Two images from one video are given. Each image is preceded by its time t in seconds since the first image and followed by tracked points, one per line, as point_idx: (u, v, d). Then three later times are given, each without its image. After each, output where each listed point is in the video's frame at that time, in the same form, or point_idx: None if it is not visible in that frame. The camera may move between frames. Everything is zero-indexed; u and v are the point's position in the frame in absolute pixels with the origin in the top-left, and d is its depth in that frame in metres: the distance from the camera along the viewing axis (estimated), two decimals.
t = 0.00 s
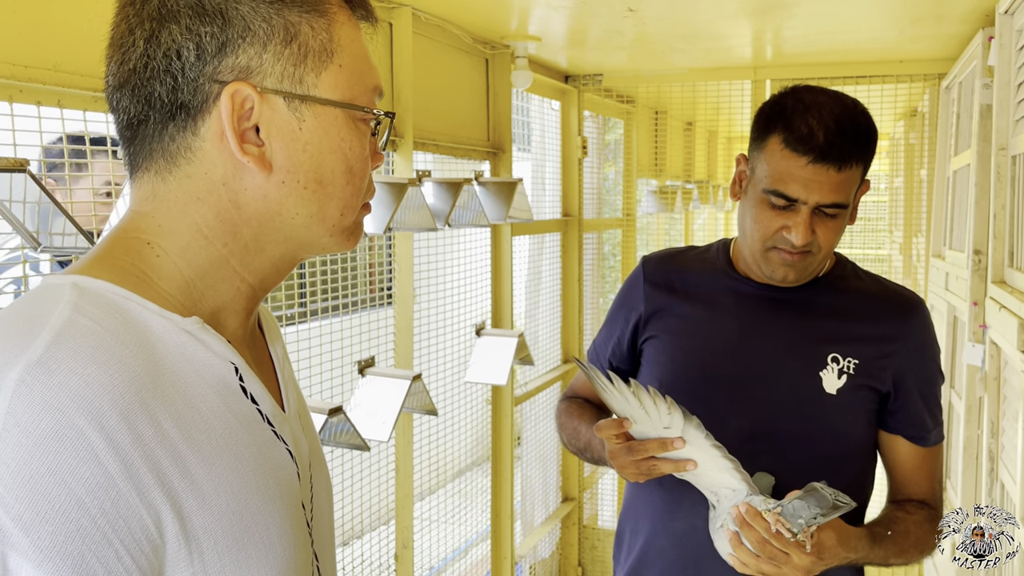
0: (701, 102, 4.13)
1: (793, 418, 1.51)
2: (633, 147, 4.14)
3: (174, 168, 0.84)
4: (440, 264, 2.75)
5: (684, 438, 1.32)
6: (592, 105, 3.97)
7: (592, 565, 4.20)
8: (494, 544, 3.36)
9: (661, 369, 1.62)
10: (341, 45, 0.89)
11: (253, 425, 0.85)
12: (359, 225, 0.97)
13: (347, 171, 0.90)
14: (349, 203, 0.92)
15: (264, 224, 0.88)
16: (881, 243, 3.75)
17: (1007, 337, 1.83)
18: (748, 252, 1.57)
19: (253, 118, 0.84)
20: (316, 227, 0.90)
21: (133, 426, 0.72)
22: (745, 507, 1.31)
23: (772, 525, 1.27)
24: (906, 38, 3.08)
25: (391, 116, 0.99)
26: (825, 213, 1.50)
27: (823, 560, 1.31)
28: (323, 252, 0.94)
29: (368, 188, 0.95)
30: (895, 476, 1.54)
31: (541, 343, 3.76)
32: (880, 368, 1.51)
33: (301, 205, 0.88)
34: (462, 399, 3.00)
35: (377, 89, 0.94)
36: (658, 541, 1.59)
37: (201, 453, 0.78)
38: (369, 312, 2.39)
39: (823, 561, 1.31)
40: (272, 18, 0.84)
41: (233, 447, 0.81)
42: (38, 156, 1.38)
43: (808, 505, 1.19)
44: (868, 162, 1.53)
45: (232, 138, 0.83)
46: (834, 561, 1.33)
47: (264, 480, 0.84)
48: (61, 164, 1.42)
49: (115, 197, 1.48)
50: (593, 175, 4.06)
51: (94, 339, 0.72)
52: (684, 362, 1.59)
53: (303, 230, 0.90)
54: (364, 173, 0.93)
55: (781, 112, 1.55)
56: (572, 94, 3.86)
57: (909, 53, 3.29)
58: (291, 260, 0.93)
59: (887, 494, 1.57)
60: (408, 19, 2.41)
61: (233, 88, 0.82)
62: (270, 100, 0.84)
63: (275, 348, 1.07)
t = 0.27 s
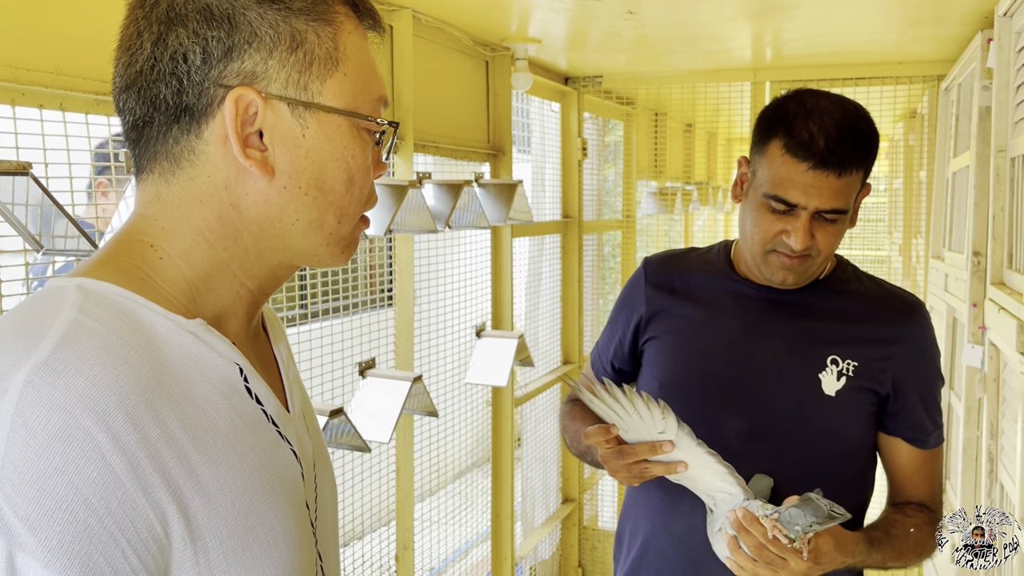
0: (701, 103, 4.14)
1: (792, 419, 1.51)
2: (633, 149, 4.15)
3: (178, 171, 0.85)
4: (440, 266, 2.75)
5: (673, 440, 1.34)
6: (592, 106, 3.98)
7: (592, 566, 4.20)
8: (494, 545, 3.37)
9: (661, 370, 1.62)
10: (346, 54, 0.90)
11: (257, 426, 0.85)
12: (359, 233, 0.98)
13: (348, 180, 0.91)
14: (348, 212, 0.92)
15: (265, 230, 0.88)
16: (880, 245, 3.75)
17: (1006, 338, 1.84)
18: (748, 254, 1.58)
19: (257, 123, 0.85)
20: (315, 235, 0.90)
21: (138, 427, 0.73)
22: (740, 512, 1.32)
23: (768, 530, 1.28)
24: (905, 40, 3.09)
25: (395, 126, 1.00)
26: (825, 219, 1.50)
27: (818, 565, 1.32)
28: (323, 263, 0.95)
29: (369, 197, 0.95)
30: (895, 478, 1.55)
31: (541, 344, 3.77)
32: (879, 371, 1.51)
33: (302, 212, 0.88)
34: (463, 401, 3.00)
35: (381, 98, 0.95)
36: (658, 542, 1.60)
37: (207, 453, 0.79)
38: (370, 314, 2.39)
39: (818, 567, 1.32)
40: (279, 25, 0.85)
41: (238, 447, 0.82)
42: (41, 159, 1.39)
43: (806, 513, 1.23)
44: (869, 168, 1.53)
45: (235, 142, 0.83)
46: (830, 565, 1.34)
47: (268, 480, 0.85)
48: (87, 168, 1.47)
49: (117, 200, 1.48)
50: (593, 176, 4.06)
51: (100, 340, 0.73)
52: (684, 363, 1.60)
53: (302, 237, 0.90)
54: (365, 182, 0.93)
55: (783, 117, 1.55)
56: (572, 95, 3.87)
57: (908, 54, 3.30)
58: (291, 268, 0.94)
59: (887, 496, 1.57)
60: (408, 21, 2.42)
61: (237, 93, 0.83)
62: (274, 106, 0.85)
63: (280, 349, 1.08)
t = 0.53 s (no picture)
0: (700, 104, 4.14)
1: (793, 419, 1.51)
2: (633, 149, 4.15)
3: (183, 170, 0.85)
4: (440, 266, 2.75)
5: (663, 446, 1.34)
6: (592, 107, 3.98)
7: (592, 566, 4.20)
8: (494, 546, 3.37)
9: (661, 370, 1.62)
10: (352, 54, 0.90)
11: (261, 426, 0.86)
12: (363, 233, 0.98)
13: (353, 180, 0.91)
14: (354, 211, 0.93)
15: (270, 230, 0.89)
16: (880, 245, 3.76)
17: (1006, 338, 1.84)
18: (747, 253, 1.58)
19: (262, 123, 0.85)
20: (320, 235, 0.91)
21: (143, 427, 0.74)
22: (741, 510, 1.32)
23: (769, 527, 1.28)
24: (905, 40, 3.09)
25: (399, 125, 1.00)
26: (822, 218, 1.50)
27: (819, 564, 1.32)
28: (327, 262, 0.95)
29: (373, 197, 0.96)
30: (895, 478, 1.55)
31: (541, 344, 3.77)
32: (879, 371, 1.52)
33: (307, 211, 0.89)
34: (463, 401, 3.01)
35: (386, 98, 0.95)
36: (657, 542, 1.60)
37: (211, 454, 0.80)
38: (370, 314, 2.39)
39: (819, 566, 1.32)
40: (284, 25, 0.85)
41: (242, 447, 0.83)
42: (41, 159, 1.39)
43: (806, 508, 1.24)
44: (867, 167, 1.53)
45: (241, 142, 0.84)
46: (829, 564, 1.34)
47: (272, 480, 0.86)
48: (87, 168, 1.47)
49: (117, 200, 1.49)
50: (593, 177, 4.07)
51: (105, 340, 0.74)
52: (684, 363, 1.60)
53: (307, 238, 0.91)
54: (370, 181, 0.94)
55: (782, 116, 1.55)
56: (572, 96, 3.87)
57: (908, 55, 3.30)
58: (295, 268, 0.94)
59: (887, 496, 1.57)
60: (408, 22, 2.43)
61: (243, 93, 0.83)
62: (280, 106, 0.85)
63: (284, 349, 1.09)
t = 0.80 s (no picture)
0: (700, 104, 4.14)
1: (793, 421, 1.52)
2: (633, 150, 4.16)
3: (189, 171, 0.85)
4: (440, 267, 2.75)
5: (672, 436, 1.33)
6: (593, 108, 3.98)
7: (592, 567, 4.21)
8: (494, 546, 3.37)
9: (662, 371, 1.63)
10: (359, 57, 0.91)
11: (266, 427, 0.89)
12: (367, 237, 0.98)
13: (358, 183, 0.92)
14: (358, 215, 0.93)
15: (276, 233, 0.89)
16: (880, 246, 3.77)
17: (1005, 339, 1.84)
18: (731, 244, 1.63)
19: (268, 125, 0.86)
20: (325, 238, 0.91)
21: (150, 429, 0.76)
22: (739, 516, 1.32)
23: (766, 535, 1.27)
24: (905, 41, 3.09)
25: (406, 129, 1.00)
26: (788, 197, 1.54)
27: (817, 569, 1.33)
28: (332, 266, 0.96)
29: (377, 200, 0.96)
30: (895, 481, 1.55)
31: (541, 345, 3.77)
32: (880, 374, 1.52)
33: (312, 214, 0.89)
34: (463, 401, 3.01)
35: (392, 101, 0.96)
36: (656, 543, 1.60)
37: (217, 455, 0.82)
38: (370, 315, 2.40)
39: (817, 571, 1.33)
40: (292, 27, 0.86)
41: (247, 448, 0.85)
42: (41, 159, 1.40)
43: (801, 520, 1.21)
44: (840, 150, 1.55)
45: (247, 145, 0.84)
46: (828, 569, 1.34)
47: (277, 480, 0.88)
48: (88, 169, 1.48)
49: (118, 201, 1.49)
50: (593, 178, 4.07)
51: (113, 341, 0.76)
52: (685, 364, 1.61)
53: (312, 241, 0.91)
54: (374, 184, 0.94)
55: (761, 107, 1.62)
56: (572, 97, 3.87)
57: (907, 56, 3.31)
58: (299, 272, 0.95)
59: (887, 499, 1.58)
60: (408, 22, 2.43)
61: (249, 96, 0.83)
62: (286, 109, 0.86)
63: (288, 350, 1.10)
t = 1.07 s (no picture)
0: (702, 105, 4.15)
1: (792, 421, 1.52)
2: (634, 151, 4.16)
3: (195, 171, 0.86)
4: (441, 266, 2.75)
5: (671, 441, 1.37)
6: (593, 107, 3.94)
7: (593, 567, 4.20)
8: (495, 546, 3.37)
9: (663, 371, 1.64)
10: (364, 55, 0.91)
11: (272, 427, 0.89)
12: (372, 235, 0.99)
13: (364, 181, 0.92)
14: (364, 213, 0.93)
15: (282, 232, 0.89)
16: (882, 247, 3.79)
17: (1007, 340, 1.84)
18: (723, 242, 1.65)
19: (275, 124, 0.86)
20: (331, 237, 0.91)
21: (155, 429, 0.76)
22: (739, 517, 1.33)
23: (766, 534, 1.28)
24: (906, 42, 3.09)
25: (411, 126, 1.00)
26: (776, 190, 1.56)
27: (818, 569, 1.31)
28: (337, 265, 0.96)
29: (383, 198, 0.96)
30: (898, 482, 1.55)
31: (542, 345, 3.77)
32: (882, 374, 1.51)
33: (319, 213, 0.89)
34: (464, 401, 3.01)
35: (397, 98, 0.96)
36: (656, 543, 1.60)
37: (223, 455, 0.83)
38: (372, 314, 2.40)
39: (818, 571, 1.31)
40: (297, 26, 0.86)
41: (252, 448, 0.86)
42: (43, 159, 1.40)
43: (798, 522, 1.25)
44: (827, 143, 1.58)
45: (254, 143, 0.84)
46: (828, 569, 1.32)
47: (282, 481, 0.88)
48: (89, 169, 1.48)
49: (120, 200, 1.49)
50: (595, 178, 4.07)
51: (118, 341, 0.76)
52: (687, 364, 1.61)
53: (318, 240, 0.91)
54: (380, 182, 0.95)
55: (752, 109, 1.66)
56: (574, 97, 3.87)
57: (910, 56, 3.30)
58: (305, 271, 0.95)
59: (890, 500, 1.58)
60: (411, 22, 2.44)
61: (256, 95, 0.84)
62: (292, 108, 0.86)
63: (292, 350, 1.11)
